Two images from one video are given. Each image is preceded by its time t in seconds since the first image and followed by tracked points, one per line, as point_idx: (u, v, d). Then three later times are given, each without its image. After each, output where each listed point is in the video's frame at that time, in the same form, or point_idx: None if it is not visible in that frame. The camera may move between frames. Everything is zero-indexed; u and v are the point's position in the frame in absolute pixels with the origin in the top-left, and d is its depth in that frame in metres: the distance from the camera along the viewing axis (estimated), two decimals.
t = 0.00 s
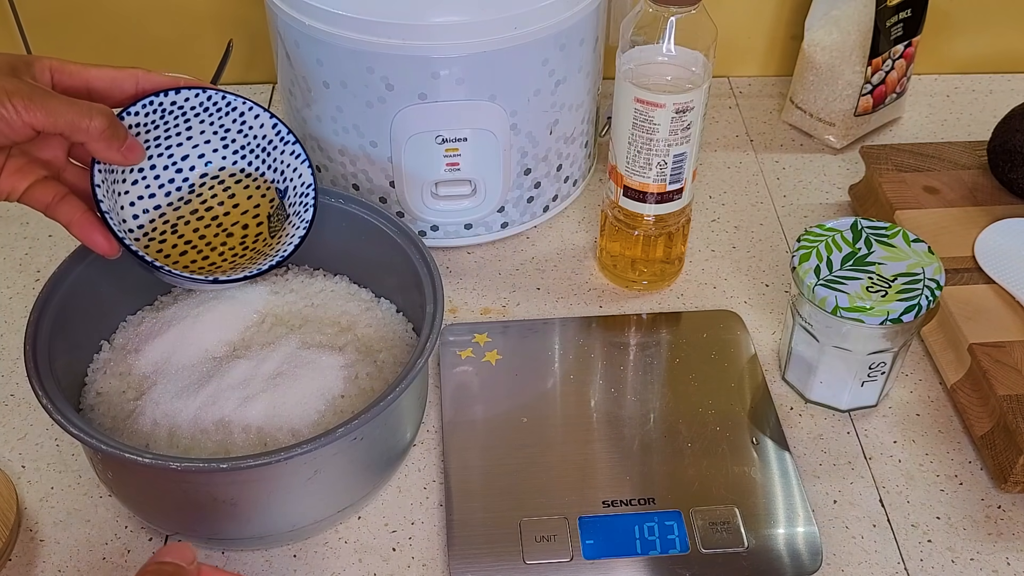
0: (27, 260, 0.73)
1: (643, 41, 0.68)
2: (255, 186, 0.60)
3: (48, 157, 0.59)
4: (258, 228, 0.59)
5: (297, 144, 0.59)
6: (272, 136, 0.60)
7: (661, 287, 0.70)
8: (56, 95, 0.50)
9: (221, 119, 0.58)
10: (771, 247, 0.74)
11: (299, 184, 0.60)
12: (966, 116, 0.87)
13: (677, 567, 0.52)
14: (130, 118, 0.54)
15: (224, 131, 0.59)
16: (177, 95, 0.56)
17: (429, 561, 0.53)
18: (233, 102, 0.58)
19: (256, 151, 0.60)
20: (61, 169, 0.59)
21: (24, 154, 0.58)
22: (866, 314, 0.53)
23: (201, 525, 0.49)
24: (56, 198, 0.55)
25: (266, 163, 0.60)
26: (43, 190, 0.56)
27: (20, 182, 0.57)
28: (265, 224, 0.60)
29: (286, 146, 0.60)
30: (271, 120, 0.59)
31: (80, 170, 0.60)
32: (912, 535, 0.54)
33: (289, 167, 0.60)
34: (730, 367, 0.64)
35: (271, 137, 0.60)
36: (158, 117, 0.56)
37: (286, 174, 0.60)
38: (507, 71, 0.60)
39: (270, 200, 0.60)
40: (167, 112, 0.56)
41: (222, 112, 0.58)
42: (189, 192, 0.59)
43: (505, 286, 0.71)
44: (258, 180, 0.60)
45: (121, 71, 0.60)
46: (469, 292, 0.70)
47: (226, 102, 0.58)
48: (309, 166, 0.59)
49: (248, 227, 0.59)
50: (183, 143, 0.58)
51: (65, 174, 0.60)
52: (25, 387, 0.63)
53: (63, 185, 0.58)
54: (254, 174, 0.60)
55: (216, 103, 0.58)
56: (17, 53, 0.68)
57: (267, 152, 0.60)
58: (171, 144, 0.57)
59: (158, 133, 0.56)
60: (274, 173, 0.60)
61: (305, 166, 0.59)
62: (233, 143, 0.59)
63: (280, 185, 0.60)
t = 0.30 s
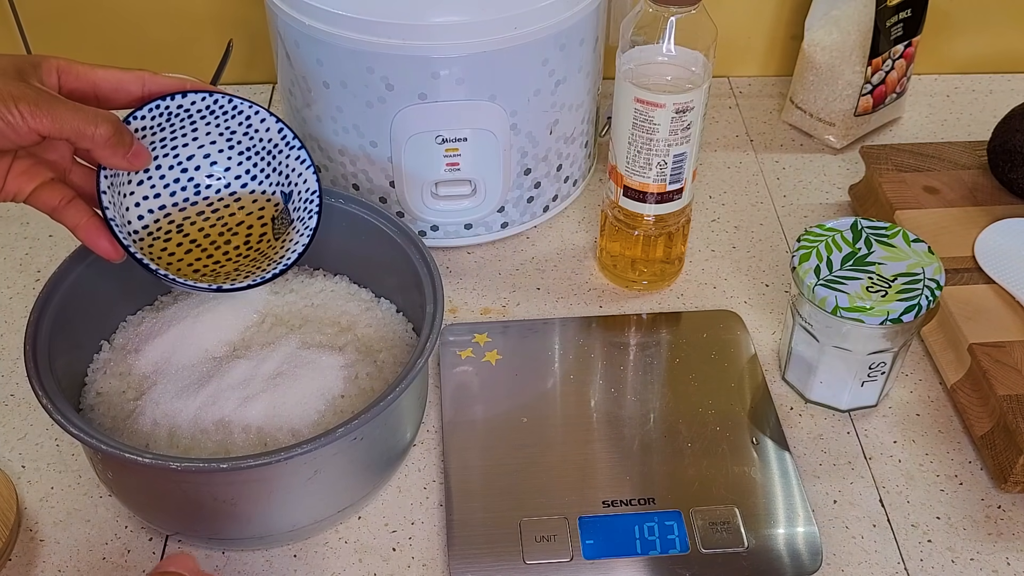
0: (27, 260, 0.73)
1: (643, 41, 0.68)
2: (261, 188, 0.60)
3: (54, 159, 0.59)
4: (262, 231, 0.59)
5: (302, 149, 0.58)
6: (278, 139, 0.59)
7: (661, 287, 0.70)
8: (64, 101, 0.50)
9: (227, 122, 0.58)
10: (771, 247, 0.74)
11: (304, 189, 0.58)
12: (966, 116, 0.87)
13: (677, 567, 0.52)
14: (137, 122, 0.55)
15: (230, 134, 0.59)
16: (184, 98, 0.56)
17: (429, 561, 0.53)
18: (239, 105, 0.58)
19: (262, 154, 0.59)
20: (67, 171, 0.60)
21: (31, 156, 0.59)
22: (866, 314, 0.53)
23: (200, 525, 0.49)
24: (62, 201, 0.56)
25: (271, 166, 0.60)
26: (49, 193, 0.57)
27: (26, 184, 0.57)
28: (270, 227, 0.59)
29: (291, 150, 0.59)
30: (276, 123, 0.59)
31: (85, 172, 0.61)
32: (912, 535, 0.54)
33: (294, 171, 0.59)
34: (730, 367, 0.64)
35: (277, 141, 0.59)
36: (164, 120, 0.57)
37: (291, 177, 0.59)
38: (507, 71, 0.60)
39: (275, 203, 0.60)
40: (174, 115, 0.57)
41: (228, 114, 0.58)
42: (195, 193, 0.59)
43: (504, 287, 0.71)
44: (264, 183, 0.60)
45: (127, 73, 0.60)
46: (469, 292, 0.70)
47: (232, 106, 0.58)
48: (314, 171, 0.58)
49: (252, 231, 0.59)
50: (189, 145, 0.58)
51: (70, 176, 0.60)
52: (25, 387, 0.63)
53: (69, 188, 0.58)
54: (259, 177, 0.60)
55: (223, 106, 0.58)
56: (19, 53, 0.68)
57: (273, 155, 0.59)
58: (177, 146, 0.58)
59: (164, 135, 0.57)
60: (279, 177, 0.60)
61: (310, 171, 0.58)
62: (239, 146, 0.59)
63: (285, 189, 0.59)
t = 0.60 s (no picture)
0: (27, 260, 0.73)
1: (643, 41, 0.68)
2: (263, 178, 0.60)
3: (55, 150, 0.60)
4: (265, 221, 0.59)
5: (304, 139, 0.58)
6: (279, 130, 0.59)
7: (661, 287, 0.70)
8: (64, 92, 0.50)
9: (228, 112, 0.58)
10: (771, 247, 0.74)
11: (306, 179, 0.59)
12: (966, 116, 0.87)
13: (677, 567, 0.52)
14: (138, 113, 0.56)
15: (231, 124, 0.59)
16: (184, 89, 0.56)
17: (429, 561, 0.53)
18: (239, 95, 0.58)
19: (264, 144, 0.59)
20: (68, 162, 0.60)
21: (32, 148, 0.59)
22: (866, 314, 0.53)
23: (200, 525, 0.49)
24: (65, 193, 0.57)
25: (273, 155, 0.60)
26: (52, 186, 0.57)
27: (28, 176, 0.58)
28: (273, 217, 0.59)
29: (293, 140, 0.59)
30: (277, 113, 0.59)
31: (88, 163, 0.61)
32: (912, 535, 0.54)
33: (296, 161, 0.59)
34: (730, 367, 0.64)
35: (279, 131, 0.59)
36: (165, 112, 0.57)
37: (293, 167, 0.59)
38: (507, 70, 0.60)
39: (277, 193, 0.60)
40: (175, 105, 0.57)
41: (229, 105, 0.58)
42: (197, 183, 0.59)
43: (505, 287, 0.70)
44: (266, 173, 0.60)
45: (127, 65, 0.60)
46: (469, 292, 0.70)
47: (232, 96, 0.58)
48: (316, 161, 0.58)
49: (255, 221, 0.59)
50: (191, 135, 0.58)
51: (71, 168, 0.61)
52: (25, 387, 0.63)
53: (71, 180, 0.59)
54: (261, 167, 0.60)
55: (223, 96, 0.58)
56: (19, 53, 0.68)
57: (275, 145, 0.59)
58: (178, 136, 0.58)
59: (165, 126, 0.57)
60: (281, 166, 0.60)
61: (311, 161, 0.58)
62: (241, 135, 0.59)
63: (287, 179, 0.59)
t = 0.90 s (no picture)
0: (27, 261, 0.73)
1: (643, 41, 0.68)
2: (265, 182, 0.60)
3: (58, 154, 0.60)
4: (266, 227, 0.59)
5: (306, 145, 0.58)
6: (282, 135, 0.59)
7: (661, 287, 0.70)
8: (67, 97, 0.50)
9: (231, 117, 0.58)
10: (771, 247, 0.74)
11: (308, 185, 0.58)
12: (966, 116, 0.87)
13: (677, 567, 0.52)
14: (140, 117, 0.55)
15: (234, 129, 0.58)
16: (187, 93, 0.56)
17: (429, 561, 0.53)
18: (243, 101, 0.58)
19: (266, 150, 0.59)
20: (71, 165, 0.60)
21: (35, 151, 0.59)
22: (866, 314, 0.53)
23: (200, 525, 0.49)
24: (67, 196, 0.57)
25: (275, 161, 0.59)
26: (54, 189, 0.57)
27: (30, 179, 0.58)
28: (274, 222, 0.59)
29: (296, 146, 0.59)
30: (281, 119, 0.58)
31: (89, 166, 0.61)
32: (912, 535, 0.54)
33: (298, 166, 0.59)
34: (730, 367, 0.64)
35: (281, 136, 0.59)
36: (168, 115, 0.57)
37: (295, 173, 0.59)
38: (506, 70, 0.60)
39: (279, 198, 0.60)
40: (177, 110, 0.57)
41: (232, 109, 0.58)
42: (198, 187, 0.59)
43: (505, 287, 0.70)
44: (268, 177, 0.60)
45: (131, 67, 0.60)
46: (469, 292, 0.70)
47: (236, 101, 0.58)
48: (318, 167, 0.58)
49: (256, 226, 0.59)
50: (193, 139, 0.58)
51: (74, 171, 0.60)
52: (25, 387, 0.63)
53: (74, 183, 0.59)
54: (263, 172, 0.60)
55: (226, 101, 0.58)
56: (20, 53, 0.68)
57: (277, 151, 0.59)
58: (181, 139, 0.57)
59: (168, 129, 0.57)
60: (283, 172, 0.60)
61: (314, 167, 0.58)
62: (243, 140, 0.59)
63: (289, 185, 0.59)
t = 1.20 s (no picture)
0: (27, 260, 0.73)
1: (643, 41, 0.68)
2: (270, 177, 0.60)
3: (61, 154, 0.59)
4: (273, 222, 0.59)
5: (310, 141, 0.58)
6: (286, 131, 0.59)
7: (661, 287, 0.70)
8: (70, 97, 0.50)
9: (233, 114, 0.58)
10: (771, 247, 0.74)
11: (313, 181, 0.59)
12: (966, 116, 0.87)
13: (677, 567, 0.52)
14: (143, 118, 0.55)
15: (237, 125, 0.58)
16: (189, 93, 0.56)
17: (429, 561, 0.53)
18: (244, 97, 0.57)
19: (270, 145, 0.59)
20: (75, 167, 0.60)
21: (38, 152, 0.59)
22: (866, 314, 0.53)
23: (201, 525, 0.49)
24: (73, 198, 0.57)
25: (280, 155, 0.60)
26: (60, 190, 0.57)
27: (35, 181, 0.58)
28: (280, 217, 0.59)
29: (299, 140, 0.59)
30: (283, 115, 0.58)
31: (94, 167, 0.61)
32: (912, 535, 0.54)
33: (303, 162, 0.59)
34: (730, 367, 0.64)
35: (285, 132, 0.59)
36: (170, 115, 0.56)
37: (300, 168, 0.59)
38: (506, 71, 0.60)
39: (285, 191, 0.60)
40: (180, 109, 0.56)
41: (234, 106, 0.58)
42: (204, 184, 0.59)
43: (505, 287, 0.71)
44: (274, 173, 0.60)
45: (133, 68, 0.60)
46: (469, 292, 0.70)
47: (238, 98, 0.57)
48: (323, 162, 0.58)
49: (262, 221, 0.59)
50: (197, 138, 0.58)
51: (79, 171, 0.60)
52: (25, 387, 0.63)
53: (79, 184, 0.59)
54: (268, 167, 0.60)
55: (228, 99, 0.57)
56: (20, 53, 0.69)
57: (281, 146, 0.59)
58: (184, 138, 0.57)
59: (171, 130, 0.57)
60: (288, 166, 0.60)
61: (319, 162, 0.58)
62: (246, 136, 0.59)
63: (295, 180, 0.59)
